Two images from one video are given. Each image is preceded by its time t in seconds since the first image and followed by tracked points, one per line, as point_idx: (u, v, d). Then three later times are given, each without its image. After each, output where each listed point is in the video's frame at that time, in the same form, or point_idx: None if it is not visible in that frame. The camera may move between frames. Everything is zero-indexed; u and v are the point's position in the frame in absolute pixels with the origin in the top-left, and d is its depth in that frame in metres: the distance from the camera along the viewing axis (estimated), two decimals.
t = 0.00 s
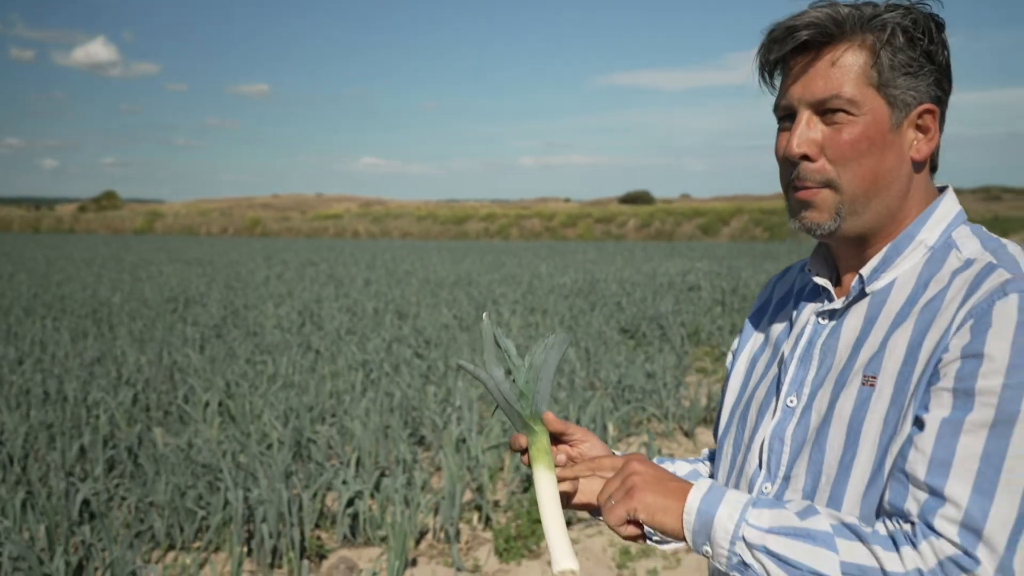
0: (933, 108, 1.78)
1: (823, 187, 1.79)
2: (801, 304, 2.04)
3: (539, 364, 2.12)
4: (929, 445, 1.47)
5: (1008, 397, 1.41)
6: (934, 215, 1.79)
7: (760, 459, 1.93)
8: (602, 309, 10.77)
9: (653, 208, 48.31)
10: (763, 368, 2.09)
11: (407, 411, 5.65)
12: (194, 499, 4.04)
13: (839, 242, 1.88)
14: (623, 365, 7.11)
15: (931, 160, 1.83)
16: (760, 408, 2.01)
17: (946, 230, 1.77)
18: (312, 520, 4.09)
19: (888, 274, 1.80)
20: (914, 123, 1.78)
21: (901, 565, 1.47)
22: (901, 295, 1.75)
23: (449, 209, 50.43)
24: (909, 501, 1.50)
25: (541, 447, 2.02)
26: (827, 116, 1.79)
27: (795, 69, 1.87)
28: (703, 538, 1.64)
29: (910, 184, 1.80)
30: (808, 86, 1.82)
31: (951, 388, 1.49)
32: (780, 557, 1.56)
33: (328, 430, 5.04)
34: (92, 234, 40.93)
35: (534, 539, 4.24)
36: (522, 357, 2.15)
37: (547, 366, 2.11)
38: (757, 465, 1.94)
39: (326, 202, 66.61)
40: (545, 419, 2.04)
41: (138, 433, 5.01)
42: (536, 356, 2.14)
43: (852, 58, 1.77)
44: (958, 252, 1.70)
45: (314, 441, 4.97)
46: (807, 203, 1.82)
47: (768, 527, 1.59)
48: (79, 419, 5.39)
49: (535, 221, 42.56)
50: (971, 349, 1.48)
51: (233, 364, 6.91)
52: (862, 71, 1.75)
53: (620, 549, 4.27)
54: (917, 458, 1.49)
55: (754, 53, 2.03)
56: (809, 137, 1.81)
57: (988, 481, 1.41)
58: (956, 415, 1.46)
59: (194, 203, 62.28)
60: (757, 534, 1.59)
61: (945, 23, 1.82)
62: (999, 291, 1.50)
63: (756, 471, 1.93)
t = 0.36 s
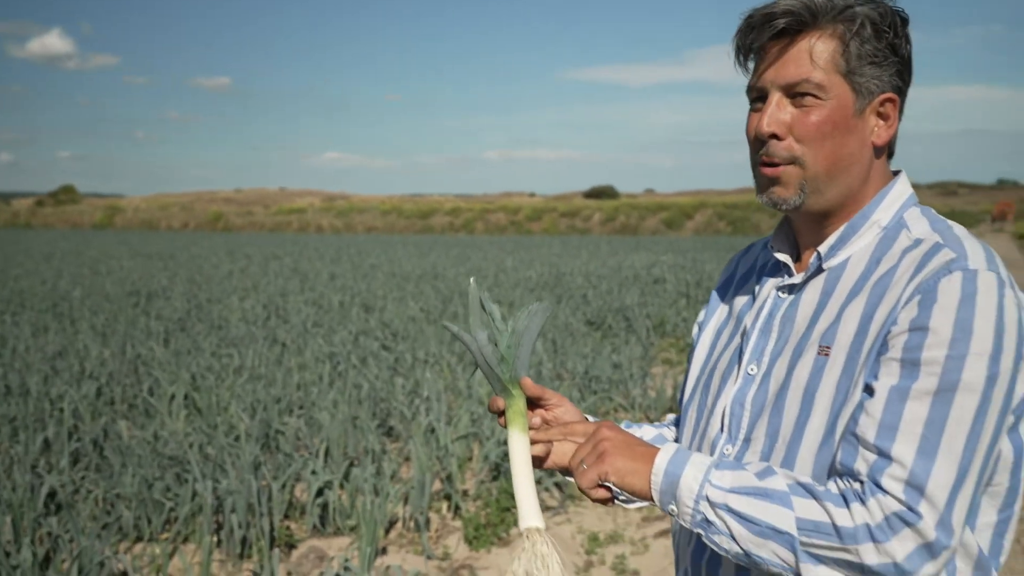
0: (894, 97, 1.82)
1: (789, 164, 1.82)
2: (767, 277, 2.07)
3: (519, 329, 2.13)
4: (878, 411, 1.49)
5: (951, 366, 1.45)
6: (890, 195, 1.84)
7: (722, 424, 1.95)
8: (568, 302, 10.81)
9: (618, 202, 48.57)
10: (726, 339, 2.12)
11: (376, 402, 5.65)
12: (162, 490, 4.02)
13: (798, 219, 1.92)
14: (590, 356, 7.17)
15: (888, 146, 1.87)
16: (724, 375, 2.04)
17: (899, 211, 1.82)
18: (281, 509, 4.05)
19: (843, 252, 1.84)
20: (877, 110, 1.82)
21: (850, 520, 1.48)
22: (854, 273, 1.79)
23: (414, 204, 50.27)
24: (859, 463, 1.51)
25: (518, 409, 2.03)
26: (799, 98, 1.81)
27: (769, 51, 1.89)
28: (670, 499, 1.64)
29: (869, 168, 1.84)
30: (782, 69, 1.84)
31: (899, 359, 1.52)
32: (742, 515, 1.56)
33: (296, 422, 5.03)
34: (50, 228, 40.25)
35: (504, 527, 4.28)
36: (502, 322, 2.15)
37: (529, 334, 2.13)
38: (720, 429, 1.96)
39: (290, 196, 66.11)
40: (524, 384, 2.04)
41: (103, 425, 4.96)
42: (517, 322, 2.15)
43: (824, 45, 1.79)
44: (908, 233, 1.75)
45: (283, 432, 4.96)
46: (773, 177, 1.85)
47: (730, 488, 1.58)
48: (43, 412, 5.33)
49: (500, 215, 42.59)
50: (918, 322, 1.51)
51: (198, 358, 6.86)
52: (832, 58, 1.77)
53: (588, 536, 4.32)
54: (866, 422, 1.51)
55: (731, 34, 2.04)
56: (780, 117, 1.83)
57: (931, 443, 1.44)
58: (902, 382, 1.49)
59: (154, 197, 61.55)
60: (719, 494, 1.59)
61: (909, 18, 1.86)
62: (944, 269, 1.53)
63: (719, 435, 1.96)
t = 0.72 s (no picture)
0: (821, 66, 1.81)
1: (735, 146, 1.81)
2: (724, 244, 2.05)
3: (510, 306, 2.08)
4: (831, 346, 1.51)
5: (895, 297, 1.48)
6: (830, 154, 1.84)
7: (693, 380, 1.94)
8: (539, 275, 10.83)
9: (587, 176, 48.62)
10: (691, 304, 2.12)
11: (349, 374, 5.66)
12: (136, 462, 4.02)
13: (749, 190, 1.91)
14: (560, 328, 7.21)
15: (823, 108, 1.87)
16: (692, 336, 2.03)
17: (839, 170, 1.82)
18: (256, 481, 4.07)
19: (794, 209, 1.83)
20: (807, 81, 1.81)
21: (811, 447, 1.49)
22: (803, 227, 1.78)
23: (382, 178, 49.96)
24: (818, 398, 1.53)
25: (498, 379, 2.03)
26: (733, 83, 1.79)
27: (695, 40, 1.86)
28: (645, 448, 1.64)
29: (807, 135, 1.84)
30: (711, 59, 1.81)
31: (847, 298, 1.54)
32: (714, 453, 1.56)
33: (269, 395, 5.03)
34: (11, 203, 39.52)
35: (479, 496, 4.34)
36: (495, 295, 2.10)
37: (517, 310, 2.08)
38: (692, 386, 1.95)
39: (255, 170, 65.42)
40: (508, 356, 2.03)
41: (75, 399, 4.93)
42: (510, 297, 2.10)
43: (748, 31, 1.77)
44: (848, 187, 1.77)
45: (256, 405, 4.96)
46: (720, 157, 1.83)
47: (699, 430, 1.58)
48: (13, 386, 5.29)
49: (469, 189, 42.47)
50: (861, 262, 1.53)
51: (167, 332, 6.82)
52: (758, 40, 1.75)
53: (562, 504, 4.39)
54: (820, 357, 1.53)
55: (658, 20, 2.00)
56: (718, 103, 1.81)
57: (881, 369, 1.46)
58: (851, 318, 1.51)
59: (117, 171, 60.61)
60: (689, 436, 1.59)
61: None
62: (883, 214, 1.56)
63: (691, 392, 1.95)
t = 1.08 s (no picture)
0: (820, 31, 1.83)
1: (728, 99, 1.82)
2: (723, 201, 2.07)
3: (504, 262, 2.12)
4: (825, 289, 1.56)
5: (889, 243, 1.52)
6: (828, 117, 1.86)
7: (692, 331, 1.96)
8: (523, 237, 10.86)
9: (570, 138, 48.43)
10: (687, 262, 2.14)
11: (335, 335, 5.69)
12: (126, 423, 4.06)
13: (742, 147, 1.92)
14: (546, 290, 7.25)
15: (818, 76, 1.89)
16: (689, 292, 2.05)
17: (839, 128, 1.85)
18: (246, 442, 4.12)
19: (792, 167, 1.85)
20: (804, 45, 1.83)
21: (803, 380, 1.53)
22: (802, 182, 1.81)
23: (364, 140, 49.57)
24: (808, 337, 1.57)
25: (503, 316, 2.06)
26: (732, 38, 1.81)
27: None
28: (641, 379, 1.66)
29: (801, 97, 1.85)
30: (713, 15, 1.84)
31: (843, 244, 1.58)
32: (709, 383, 1.59)
33: (256, 357, 5.05)
34: None
35: (466, 456, 4.42)
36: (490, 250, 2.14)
37: (514, 263, 2.12)
38: (690, 336, 1.97)
39: (236, 132, 64.75)
40: (509, 297, 2.07)
41: (62, 361, 4.95)
42: (507, 252, 2.13)
43: None
44: (846, 146, 1.80)
45: (244, 366, 4.99)
46: (712, 110, 1.85)
47: (694, 362, 1.61)
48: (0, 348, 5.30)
49: (452, 151, 42.23)
50: (858, 211, 1.58)
51: (152, 295, 6.80)
52: None
53: (548, 463, 4.46)
54: (814, 298, 1.57)
55: None
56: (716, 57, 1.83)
57: (874, 310, 1.51)
58: (847, 263, 1.55)
59: (95, 132, 59.80)
60: (684, 367, 1.62)
61: None
62: (879, 166, 1.60)
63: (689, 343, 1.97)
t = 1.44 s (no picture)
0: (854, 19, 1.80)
1: (761, 98, 1.82)
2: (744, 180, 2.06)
3: (535, 241, 2.10)
4: (865, 284, 1.59)
5: (929, 242, 1.56)
6: (858, 104, 1.87)
7: (717, 311, 1.96)
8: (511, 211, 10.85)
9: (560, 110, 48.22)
10: (705, 237, 2.12)
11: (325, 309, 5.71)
12: (117, 399, 4.08)
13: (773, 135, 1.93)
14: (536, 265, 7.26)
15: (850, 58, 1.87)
16: (709, 269, 2.05)
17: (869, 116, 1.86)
18: (235, 417, 4.11)
19: (825, 151, 1.86)
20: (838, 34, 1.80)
21: (841, 378, 1.55)
22: (832, 171, 1.82)
23: (352, 112, 49.26)
24: (846, 332, 1.60)
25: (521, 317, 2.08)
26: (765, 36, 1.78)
27: None
28: (676, 390, 1.67)
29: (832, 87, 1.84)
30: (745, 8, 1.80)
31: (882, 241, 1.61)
32: (748, 395, 1.61)
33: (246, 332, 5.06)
34: None
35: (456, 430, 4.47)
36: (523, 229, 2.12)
37: (543, 246, 2.11)
38: (714, 315, 1.97)
39: (223, 104, 64.26)
40: (532, 296, 2.08)
41: (52, 336, 4.96)
42: (539, 232, 2.12)
43: None
44: (879, 135, 1.82)
45: (234, 340, 5.01)
46: (745, 108, 1.85)
47: (731, 372, 1.62)
48: None
49: (440, 123, 42.03)
50: (900, 208, 1.60)
51: (141, 270, 6.79)
52: None
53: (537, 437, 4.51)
54: (852, 292, 1.60)
55: None
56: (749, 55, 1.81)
57: (912, 305, 1.54)
58: (886, 258, 1.58)
59: (81, 105, 59.25)
60: (721, 379, 1.63)
61: None
62: (920, 163, 1.63)
63: (713, 322, 1.97)
